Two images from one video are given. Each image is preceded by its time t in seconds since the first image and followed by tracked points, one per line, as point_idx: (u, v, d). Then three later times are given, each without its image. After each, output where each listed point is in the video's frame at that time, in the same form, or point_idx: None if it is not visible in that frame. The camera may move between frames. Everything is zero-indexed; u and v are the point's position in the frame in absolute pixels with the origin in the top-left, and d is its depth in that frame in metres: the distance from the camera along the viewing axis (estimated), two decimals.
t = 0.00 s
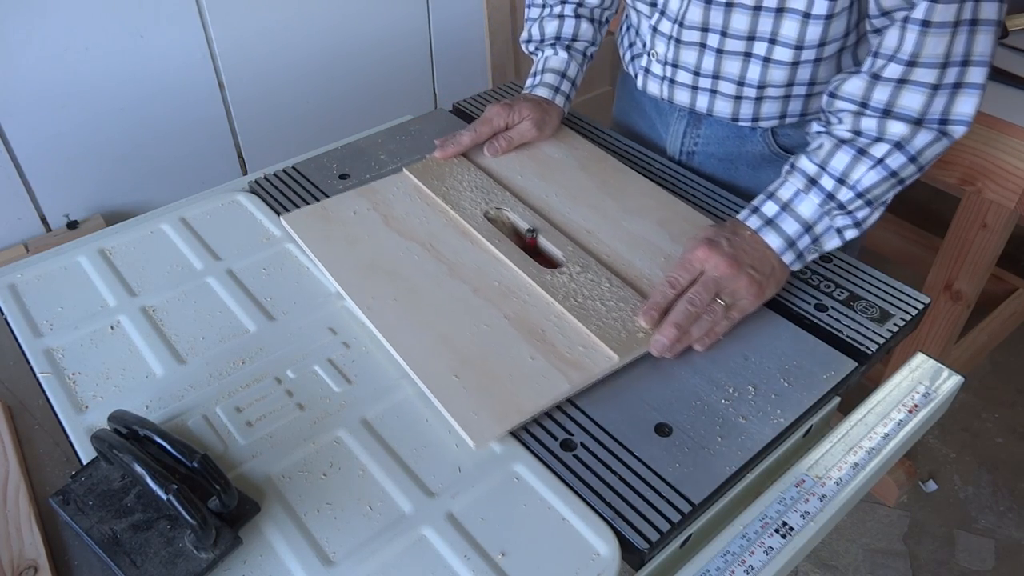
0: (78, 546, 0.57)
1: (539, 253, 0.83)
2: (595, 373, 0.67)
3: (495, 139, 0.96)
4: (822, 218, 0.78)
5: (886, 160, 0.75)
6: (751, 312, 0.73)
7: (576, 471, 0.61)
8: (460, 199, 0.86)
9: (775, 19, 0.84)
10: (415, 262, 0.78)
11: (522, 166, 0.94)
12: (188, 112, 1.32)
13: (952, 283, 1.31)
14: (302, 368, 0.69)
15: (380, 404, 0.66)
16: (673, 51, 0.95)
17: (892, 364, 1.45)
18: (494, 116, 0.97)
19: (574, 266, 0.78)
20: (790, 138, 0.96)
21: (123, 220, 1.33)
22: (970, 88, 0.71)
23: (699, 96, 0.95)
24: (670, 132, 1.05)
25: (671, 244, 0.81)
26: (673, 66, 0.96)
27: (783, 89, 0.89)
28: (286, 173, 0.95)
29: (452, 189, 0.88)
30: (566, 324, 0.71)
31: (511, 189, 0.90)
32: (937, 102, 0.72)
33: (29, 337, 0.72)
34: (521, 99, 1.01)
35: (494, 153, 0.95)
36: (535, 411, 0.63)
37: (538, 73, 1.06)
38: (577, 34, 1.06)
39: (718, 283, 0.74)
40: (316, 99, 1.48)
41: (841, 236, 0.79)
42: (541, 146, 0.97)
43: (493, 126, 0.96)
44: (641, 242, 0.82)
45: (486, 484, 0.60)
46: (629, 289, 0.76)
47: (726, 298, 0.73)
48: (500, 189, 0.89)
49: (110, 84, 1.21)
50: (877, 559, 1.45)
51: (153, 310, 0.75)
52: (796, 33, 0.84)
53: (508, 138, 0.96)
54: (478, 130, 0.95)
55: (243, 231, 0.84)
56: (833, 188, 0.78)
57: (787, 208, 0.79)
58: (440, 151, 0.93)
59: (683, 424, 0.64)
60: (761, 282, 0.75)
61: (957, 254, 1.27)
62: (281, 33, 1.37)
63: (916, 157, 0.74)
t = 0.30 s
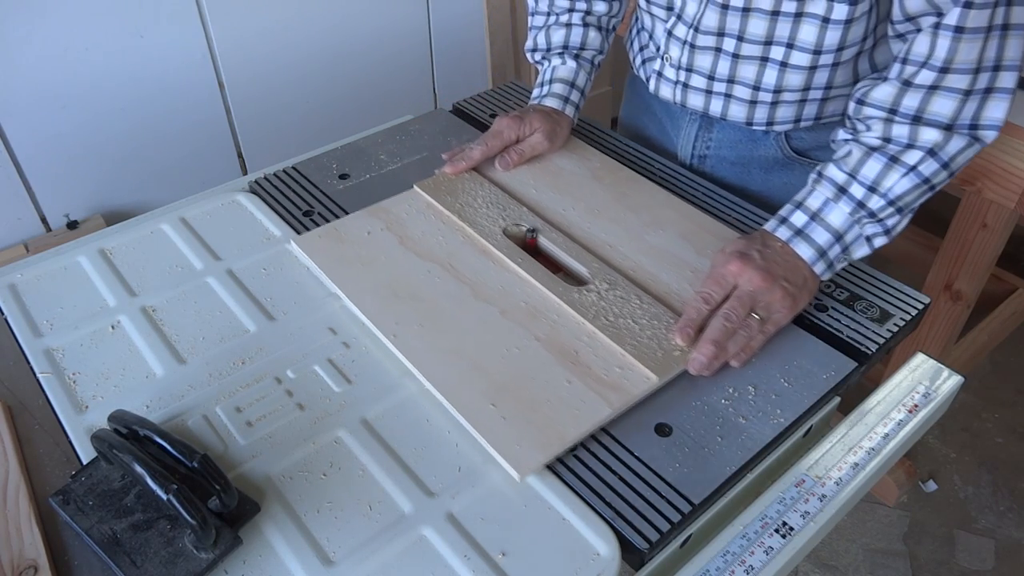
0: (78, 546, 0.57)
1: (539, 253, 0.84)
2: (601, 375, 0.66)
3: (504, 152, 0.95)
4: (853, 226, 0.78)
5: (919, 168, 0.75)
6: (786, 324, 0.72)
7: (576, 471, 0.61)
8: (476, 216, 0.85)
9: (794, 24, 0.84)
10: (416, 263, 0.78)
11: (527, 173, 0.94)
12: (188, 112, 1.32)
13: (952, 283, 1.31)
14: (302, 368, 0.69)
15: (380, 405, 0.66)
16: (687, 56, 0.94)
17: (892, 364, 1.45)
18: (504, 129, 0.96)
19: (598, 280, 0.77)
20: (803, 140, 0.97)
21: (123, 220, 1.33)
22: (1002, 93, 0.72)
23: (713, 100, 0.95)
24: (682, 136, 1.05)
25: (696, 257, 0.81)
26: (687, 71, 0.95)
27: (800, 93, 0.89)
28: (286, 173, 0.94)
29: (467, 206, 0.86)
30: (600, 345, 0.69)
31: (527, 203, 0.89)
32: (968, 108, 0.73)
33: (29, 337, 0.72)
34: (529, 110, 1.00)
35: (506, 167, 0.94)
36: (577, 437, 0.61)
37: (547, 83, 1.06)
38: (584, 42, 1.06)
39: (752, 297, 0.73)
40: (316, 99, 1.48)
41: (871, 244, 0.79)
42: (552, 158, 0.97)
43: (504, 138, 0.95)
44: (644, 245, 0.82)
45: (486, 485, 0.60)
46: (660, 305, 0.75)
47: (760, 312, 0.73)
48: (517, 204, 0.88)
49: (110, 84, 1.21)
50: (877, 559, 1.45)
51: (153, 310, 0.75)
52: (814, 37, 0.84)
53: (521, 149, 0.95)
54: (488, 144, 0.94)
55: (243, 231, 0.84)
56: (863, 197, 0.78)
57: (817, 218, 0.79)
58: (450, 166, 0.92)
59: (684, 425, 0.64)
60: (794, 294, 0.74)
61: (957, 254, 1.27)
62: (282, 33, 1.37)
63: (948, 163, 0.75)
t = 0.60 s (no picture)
0: (78, 546, 0.57)
1: (539, 252, 0.85)
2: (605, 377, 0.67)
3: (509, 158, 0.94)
4: (866, 229, 0.78)
5: (934, 170, 0.75)
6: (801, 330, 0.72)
7: (577, 471, 0.61)
8: (485, 223, 0.84)
9: (800, 25, 0.84)
10: (420, 267, 0.78)
11: (531, 175, 0.94)
12: (188, 112, 1.32)
13: (952, 283, 1.31)
14: (302, 368, 0.69)
15: (380, 404, 0.66)
16: (691, 57, 0.94)
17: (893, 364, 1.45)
18: (510, 134, 0.95)
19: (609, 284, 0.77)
20: (806, 141, 0.97)
21: (123, 220, 1.34)
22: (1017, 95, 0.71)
23: (718, 101, 0.95)
24: (686, 137, 1.05)
25: (707, 261, 0.81)
26: (691, 72, 0.95)
27: (805, 94, 0.89)
28: (286, 173, 0.94)
29: (474, 212, 0.86)
30: (614, 352, 0.69)
31: (536, 208, 0.89)
32: (983, 110, 0.72)
33: (29, 337, 0.72)
34: (535, 115, 1.00)
35: (512, 172, 0.93)
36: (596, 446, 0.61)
37: (551, 87, 1.05)
38: (588, 44, 1.07)
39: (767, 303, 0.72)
40: (316, 99, 1.48)
41: (885, 246, 0.79)
42: (558, 162, 0.97)
43: (511, 144, 0.95)
44: (645, 246, 0.82)
45: (486, 485, 0.60)
46: (673, 310, 0.74)
47: (775, 317, 0.72)
48: (525, 209, 0.88)
49: (110, 84, 1.21)
50: (877, 559, 1.45)
51: (153, 310, 0.75)
52: (820, 39, 0.84)
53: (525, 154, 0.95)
54: (495, 150, 0.94)
55: (243, 231, 0.84)
56: (876, 200, 0.78)
57: (831, 221, 0.79)
58: (456, 172, 0.91)
59: (683, 424, 0.64)
60: (809, 299, 0.74)
61: (957, 254, 1.27)
62: (282, 33, 1.37)
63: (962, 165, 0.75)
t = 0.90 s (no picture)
0: (78, 546, 0.57)
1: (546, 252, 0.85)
2: (610, 375, 0.67)
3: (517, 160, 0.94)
4: (875, 228, 0.78)
5: (944, 168, 0.75)
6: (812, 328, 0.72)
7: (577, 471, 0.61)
8: (492, 224, 0.85)
9: (804, 24, 0.84)
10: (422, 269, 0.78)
11: (538, 175, 0.94)
12: (188, 112, 1.32)
13: (952, 283, 1.31)
14: (302, 368, 0.69)
15: (380, 404, 0.66)
16: (695, 55, 0.94)
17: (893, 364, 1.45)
18: (517, 135, 0.95)
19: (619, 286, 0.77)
20: (810, 138, 0.97)
21: (123, 220, 1.34)
22: None
23: (721, 99, 0.95)
24: (689, 134, 1.05)
25: (716, 262, 0.81)
26: (695, 70, 0.95)
27: (808, 92, 0.89)
28: (286, 173, 0.94)
29: (482, 214, 0.86)
30: (625, 352, 0.69)
31: (544, 209, 0.89)
32: (991, 108, 0.72)
33: (29, 337, 0.72)
34: (543, 116, 0.99)
35: (519, 173, 0.93)
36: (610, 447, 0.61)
37: (556, 87, 1.06)
38: (593, 44, 1.06)
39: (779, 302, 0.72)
40: (317, 99, 1.48)
41: (893, 244, 0.80)
42: (565, 163, 0.97)
43: (518, 145, 0.95)
44: (650, 244, 0.83)
45: (486, 484, 0.60)
46: (683, 310, 0.74)
47: (787, 316, 0.72)
48: (533, 210, 0.88)
49: (110, 83, 1.21)
50: (877, 559, 1.45)
51: (153, 310, 0.75)
52: (824, 37, 0.84)
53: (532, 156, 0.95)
54: (502, 151, 0.94)
55: (243, 231, 0.84)
56: (885, 198, 0.78)
57: (840, 220, 0.79)
58: (463, 173, 0.91)
59: (684, 425, 0.64)
60: (820, 297, 0.74)
61: (957, 254, 1.27)
62: (282, 33, 1.37)
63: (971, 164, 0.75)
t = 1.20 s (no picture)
0: (78, 546, 0.57)
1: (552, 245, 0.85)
2: (619, 366, 0.68)
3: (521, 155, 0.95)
4: (879, 220, 0.80)
5: (946, 161, 0.76)
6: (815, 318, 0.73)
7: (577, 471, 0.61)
8: (499, 218, 0.85)
9: (803, 18, 0.84)
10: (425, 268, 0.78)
11: (542, 170, 0.95)
12: (189, 112, 1.32)
13: (952, 283, 1.31)
14: (302, 368, 0.69)
15: (380, 404, 0.66)
16: (694, 50, 0.94)
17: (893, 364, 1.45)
18: (522, 130, 0.96)
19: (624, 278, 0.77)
20: (808, 134, 0.97)
21: (123, 220, 1.34)
22: None
23: (721, 92, 0.95)
24: (687, 129, 1.06)
25: (720, 254, 0.81)
26: (694, 65, 0.95)
27: (807, 87, 0.89)
28: (286, 173, 0.94)
29: (488, 208, 0.87)
30: (633, 344, 0.70)
31: (549, 203, 0.89)
32: (995, 100, 0.73)
33: (29, 337, 0.72)
34: (547, 111, 1.00)
35: (524, 168, 0.94)
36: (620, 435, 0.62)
37: (561, 83, 1.07)
38: (597, 41, 1.07)
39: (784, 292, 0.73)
40: (317, 99, 1.48)
41: (897, 236, 0.81)
42: (569, 158, 0.97)
43: (522, 140, 0.96)
44: (654, 242, 0.83)
45: (487, 484, 0.60)
46: (688, 302, 0.75)
47: (791, 306, 0.73)
48: (538, 204, 0.88)
49: (110, 83, 1.21)
50: (877, 559, 1.45)
51: (153, 310, 0.75)
52: (823, 32, 0.84)
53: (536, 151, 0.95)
54: (507, 145, 0.94)
55: (243, 231, 0.85)
56: (889, 190, 0.79)
57: (844, 212, 0.80)
58: (468, 168, 0.92)
59: (684, 425, 0.64)
60: (824, 288, 0.75)
61: (957, 254, 1.27)
62: (282, 33, 1.37)
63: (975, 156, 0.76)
